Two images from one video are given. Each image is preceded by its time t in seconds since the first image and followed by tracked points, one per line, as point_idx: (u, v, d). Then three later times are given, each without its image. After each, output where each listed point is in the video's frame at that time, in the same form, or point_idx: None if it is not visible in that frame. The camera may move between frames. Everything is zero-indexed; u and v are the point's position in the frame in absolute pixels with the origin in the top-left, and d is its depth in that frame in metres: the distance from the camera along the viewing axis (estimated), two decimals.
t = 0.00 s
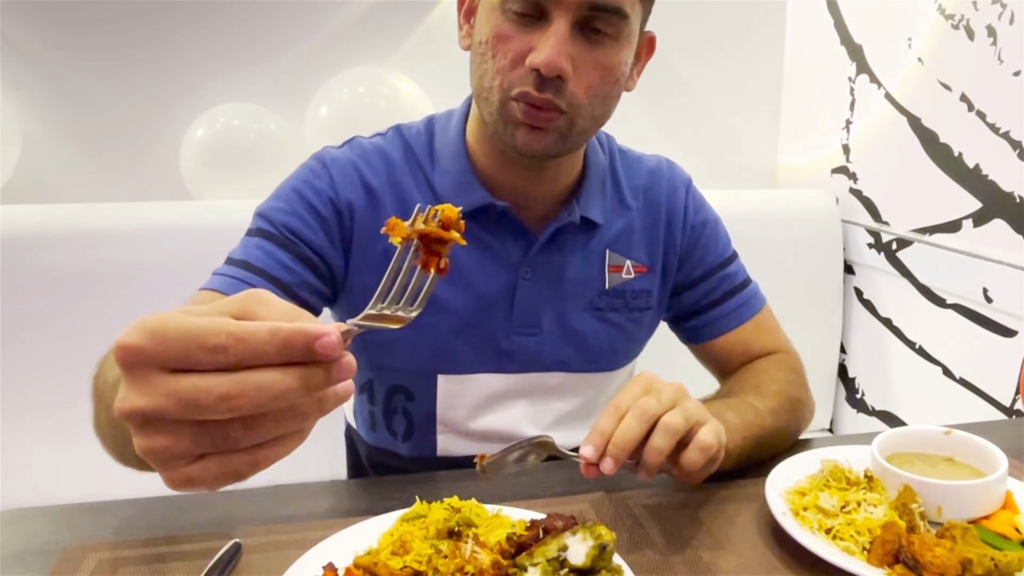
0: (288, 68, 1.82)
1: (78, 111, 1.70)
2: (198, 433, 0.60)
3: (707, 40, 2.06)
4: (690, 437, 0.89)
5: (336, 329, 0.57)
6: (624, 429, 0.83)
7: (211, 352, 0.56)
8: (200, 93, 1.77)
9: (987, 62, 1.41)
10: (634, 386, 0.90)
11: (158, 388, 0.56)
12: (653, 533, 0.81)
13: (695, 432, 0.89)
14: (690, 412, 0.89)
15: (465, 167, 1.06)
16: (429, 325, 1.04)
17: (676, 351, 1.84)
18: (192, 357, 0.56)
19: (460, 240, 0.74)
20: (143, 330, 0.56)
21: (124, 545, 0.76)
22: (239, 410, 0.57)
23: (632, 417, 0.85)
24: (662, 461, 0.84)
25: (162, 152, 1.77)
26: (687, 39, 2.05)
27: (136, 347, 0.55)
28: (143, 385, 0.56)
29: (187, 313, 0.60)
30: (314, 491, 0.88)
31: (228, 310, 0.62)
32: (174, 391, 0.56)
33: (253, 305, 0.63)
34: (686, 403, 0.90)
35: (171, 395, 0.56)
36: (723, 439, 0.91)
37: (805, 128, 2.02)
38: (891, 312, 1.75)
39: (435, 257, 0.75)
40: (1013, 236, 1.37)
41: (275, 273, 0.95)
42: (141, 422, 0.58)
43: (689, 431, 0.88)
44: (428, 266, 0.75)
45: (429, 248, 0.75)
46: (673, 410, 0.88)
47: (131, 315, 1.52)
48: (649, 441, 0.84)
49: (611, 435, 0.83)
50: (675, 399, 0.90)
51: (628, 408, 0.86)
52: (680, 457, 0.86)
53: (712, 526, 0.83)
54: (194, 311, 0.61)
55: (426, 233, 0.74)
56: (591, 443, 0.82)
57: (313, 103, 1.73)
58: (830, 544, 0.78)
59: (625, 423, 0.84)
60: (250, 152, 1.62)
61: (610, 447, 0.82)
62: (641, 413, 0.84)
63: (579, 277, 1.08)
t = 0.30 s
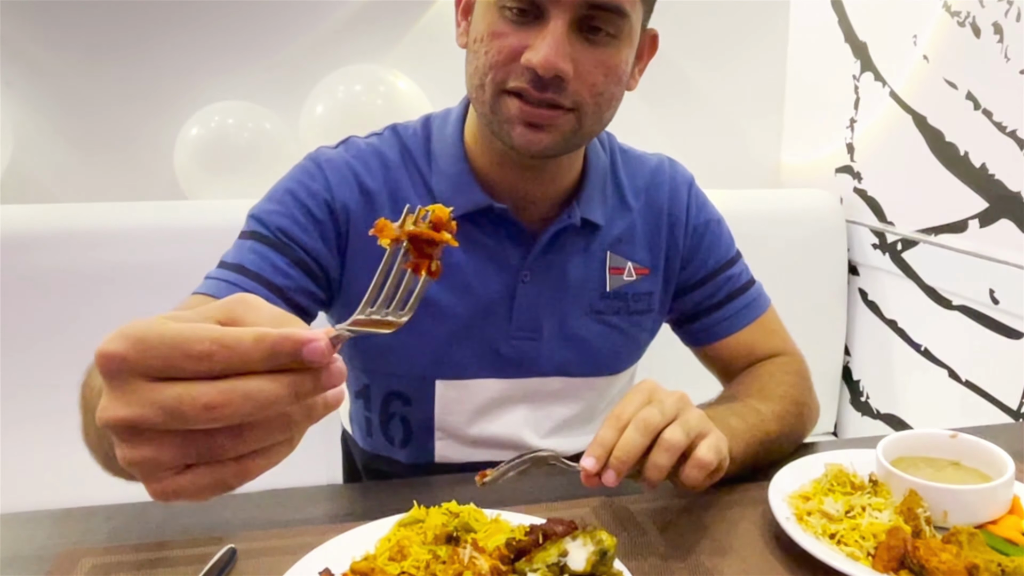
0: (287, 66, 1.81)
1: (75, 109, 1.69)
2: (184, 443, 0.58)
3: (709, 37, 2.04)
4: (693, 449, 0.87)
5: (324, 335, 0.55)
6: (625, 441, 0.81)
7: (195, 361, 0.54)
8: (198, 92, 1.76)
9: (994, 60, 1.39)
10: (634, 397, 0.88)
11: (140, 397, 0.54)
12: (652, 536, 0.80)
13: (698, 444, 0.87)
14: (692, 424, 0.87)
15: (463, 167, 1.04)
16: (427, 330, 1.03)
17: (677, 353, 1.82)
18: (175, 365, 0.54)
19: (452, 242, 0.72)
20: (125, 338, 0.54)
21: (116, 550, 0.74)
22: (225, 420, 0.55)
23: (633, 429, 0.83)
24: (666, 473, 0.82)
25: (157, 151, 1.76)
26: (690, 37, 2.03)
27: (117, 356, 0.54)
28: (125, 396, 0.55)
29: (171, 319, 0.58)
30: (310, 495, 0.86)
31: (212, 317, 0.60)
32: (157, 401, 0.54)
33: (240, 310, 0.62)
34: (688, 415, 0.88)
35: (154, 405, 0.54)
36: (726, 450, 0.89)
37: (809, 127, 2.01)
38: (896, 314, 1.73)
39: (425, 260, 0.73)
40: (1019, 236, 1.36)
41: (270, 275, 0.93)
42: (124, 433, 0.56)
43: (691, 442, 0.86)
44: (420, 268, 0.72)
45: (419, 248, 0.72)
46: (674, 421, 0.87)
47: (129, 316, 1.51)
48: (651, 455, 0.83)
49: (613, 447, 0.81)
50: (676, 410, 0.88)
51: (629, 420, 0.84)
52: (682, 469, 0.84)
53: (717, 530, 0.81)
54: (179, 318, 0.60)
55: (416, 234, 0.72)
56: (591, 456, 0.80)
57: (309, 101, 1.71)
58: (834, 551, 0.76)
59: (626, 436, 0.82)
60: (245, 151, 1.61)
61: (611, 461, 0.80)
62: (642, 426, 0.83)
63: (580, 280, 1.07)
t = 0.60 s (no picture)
0: (287, 66, 1.81)
1: (73, 109, 1.69)
2: (181, 461, 0.58)
3: (708, 37, 2.04)
4: (697, 451, 0.87)
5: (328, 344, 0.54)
6: (630, 444, 0.81)
7: (194, 376, 0.54)
8: (197, 91, 1.76)
9: (993, 60, 1.39)
10: (639, 399, 0.88)
11: (142, 412, 0.55)
12: (651, 535, 0.80)
13: (701, 446, 0.88)
14: (695, 426, 0.88)
15: (462, 170, 1.04)
16: (426, 334, 1.03)
17: (677, 353, 1.82)
18: (176, 380, 0.54)
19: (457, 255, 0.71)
20: (126, 353, 0.54)
21: (114, 551, 0.74)
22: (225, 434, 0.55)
23: (637, 432, 0.83)
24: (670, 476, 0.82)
25: (156, 151, 1.76)
26: (690, 38, 2.03)
27: (119, 371, 0.54)
28: (126, 411, 0.55)
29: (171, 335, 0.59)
30: (310, 495, 0.86)
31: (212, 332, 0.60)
32: (159, 416, 0.55)
33: (240, 327, 0.61)
34: (693, 416, 0.89)
35: (155, 421, 0.55)
36: (730, 451, 0.89)
37: (808, 127, 2.01)
38: (895, 314, 1.73)
39: (427, 271, 0.72)
40: (1019, 236, 1.36)
41: (267, 281, 0.93)
42: (124, 450, 0.57)
43: (695, 444, 0.87)
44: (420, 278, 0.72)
45: (422, 257, 0.72)
46: (678, 423, 0.87)
47: (128, 317, 1.51)
48: (655, 458, 0.83)
49: (617, 450, 0.81)
50: (680, 412, 0.88)
51: (633, 423, 0.84)
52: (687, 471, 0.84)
53: (718, 530, 0.81)
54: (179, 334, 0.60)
55: (421, 240, 0.71)
56: (595, 459, 0.80)
57: (308, 101, 1.71)
58: (834, 550, 0.76)
59: (631, 438, 0.82)
60: (245, 151, 1.61)
61: (615, 463, 0.80)
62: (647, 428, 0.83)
63: (579, 282, 1.07)
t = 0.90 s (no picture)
0: (286, 66, 1.81)
1: (73, 109, 1.69)
2: (200, 459, 0.58)
3: (707, 37, 2.04)
4: (706, 452, 0.87)
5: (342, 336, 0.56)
6: (640, 446, 0.81)
7: (221, 369, 0.55)
8: (196, 92, 1.76)
9: (992, 60, 1.39)
10: (650, 398, 0.87)
11: (168, 407, 0.55)
12: (650, 536, 0.80)
13: (711, 446, 0.87)
14: (706, 426, 0.87)
15: (454, 179, 1.03)
16: (420, 345, 1.03)
17: (676, 353, 1.82)
18: (202, 374, 0.55)
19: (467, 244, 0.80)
20: (150, 351, 0.55)
21: (113, 551, 0.74)
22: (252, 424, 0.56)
23: (648, 433, 0.83)
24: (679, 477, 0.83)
25: (155, 151, 1.76)
26: (689, 38, 2.03)
27: (141, 371, 0.54)
28: (150, 407, 0.55)
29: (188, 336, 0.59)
30: (308, 495, 0.86)
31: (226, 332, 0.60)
32: (185, 408, 0.55)
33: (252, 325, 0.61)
34: (702, 416, 0.88)
35: (183, 414, 0.55)
36: (739, 452, 0.89)
37: (807, 127, 2.01)
38: (894, 314, 1.73)
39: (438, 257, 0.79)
40: (1018, 236, 1.36)
41: (248, 298, 0.93)
42: (146, 448, 0.57)
43: (705, 445, 0.86)
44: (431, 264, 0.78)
45: (436, 245, 0.79)
46: (689, 424, 0.86)
47: (127, 317, 1.51)
48: (665, 459, 0.82)
49: (626, 451, 0.81)
50: (690, 411, 0.88)
51: (645, 423, 0.84)
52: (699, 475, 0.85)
53: (717, 530, 0.81)
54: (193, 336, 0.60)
55: (437, 230, 0.80)
56: (606, 460, 0.80)
57: (308, 100, 1.71)
58: (833, 551, 0.76)
59: (643, 440, 0.82)
60: (243, 151, 1.61)
61: (626, 466, 0.80)
62: (659, 430, 0.82)
63: (577, 290, 1.06)
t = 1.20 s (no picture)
0: (286, 66, 1.81)
1: (72, 110, 1.69)
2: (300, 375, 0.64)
3: (706, 36, 2.04)
4: (719, 463, 0.86)
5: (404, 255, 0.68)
6: (651, 456, 0.81)
7: (324, 285, 0.64)
8: (196, 92, 1.76)
9: (992, 61, 1.39)
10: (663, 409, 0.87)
11: (281, 321, 0.63)
12: (654, 540, 0.79)
13: (724, 459, 0.87)
14: (718, 437, 0.87)
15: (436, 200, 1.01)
16: (411, 368, 1.02)
17: (675, 353, 1.82)
18: (307, 293, 0.64)
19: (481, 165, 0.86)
20: (257, 284, 0.64)
21: (112, 551, 0.74)
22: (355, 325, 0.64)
23: (660, 443, 0.83)
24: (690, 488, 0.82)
25: (155, 151, 1.76)
26: (689, 39, 2.03)
27: (256, 295, 0.63)
28: (263, 324, 0.63)
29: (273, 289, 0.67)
30: (307, 495, 0.86)
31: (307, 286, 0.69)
32: (296, 318, 0.63)
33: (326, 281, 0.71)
34: (715, 427, 0.88)
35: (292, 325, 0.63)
36: (751, 465, 0.88)
37: (807, 127, 2.01)
38: (894, 314, 1.73)
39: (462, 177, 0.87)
40: (1018, 236, 1.36)
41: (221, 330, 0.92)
42: (258, 366, 0.63)
43: (717, 457, 0.86)
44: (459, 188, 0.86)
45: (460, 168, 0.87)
46: (702, 435, 0.86)
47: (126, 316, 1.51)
48: (676, 469, 0.82)
49: (638, 462, 0.81)
50: (702, 422, 0.87)
51: (658, 433, 0.84)
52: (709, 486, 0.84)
53: (716, 531, 0.81)
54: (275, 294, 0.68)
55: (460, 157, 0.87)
56: (617, 469, 0.80)
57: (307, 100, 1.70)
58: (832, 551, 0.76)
59: (655, 450, 0.82)
60: (243, 151, 1.61)
61: (637, 476, 0.80)
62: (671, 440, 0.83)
63: (572, 304, 1.06)
